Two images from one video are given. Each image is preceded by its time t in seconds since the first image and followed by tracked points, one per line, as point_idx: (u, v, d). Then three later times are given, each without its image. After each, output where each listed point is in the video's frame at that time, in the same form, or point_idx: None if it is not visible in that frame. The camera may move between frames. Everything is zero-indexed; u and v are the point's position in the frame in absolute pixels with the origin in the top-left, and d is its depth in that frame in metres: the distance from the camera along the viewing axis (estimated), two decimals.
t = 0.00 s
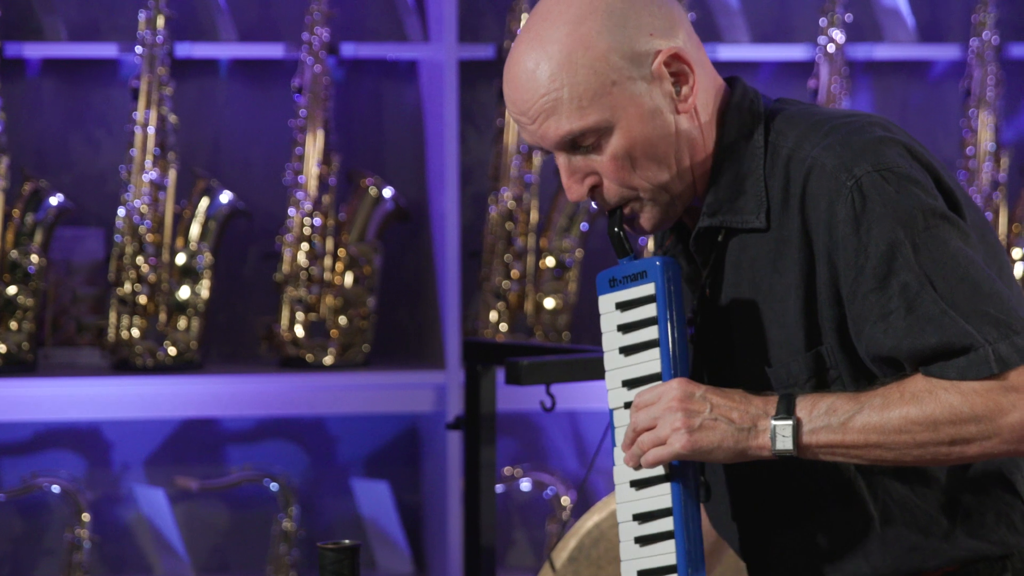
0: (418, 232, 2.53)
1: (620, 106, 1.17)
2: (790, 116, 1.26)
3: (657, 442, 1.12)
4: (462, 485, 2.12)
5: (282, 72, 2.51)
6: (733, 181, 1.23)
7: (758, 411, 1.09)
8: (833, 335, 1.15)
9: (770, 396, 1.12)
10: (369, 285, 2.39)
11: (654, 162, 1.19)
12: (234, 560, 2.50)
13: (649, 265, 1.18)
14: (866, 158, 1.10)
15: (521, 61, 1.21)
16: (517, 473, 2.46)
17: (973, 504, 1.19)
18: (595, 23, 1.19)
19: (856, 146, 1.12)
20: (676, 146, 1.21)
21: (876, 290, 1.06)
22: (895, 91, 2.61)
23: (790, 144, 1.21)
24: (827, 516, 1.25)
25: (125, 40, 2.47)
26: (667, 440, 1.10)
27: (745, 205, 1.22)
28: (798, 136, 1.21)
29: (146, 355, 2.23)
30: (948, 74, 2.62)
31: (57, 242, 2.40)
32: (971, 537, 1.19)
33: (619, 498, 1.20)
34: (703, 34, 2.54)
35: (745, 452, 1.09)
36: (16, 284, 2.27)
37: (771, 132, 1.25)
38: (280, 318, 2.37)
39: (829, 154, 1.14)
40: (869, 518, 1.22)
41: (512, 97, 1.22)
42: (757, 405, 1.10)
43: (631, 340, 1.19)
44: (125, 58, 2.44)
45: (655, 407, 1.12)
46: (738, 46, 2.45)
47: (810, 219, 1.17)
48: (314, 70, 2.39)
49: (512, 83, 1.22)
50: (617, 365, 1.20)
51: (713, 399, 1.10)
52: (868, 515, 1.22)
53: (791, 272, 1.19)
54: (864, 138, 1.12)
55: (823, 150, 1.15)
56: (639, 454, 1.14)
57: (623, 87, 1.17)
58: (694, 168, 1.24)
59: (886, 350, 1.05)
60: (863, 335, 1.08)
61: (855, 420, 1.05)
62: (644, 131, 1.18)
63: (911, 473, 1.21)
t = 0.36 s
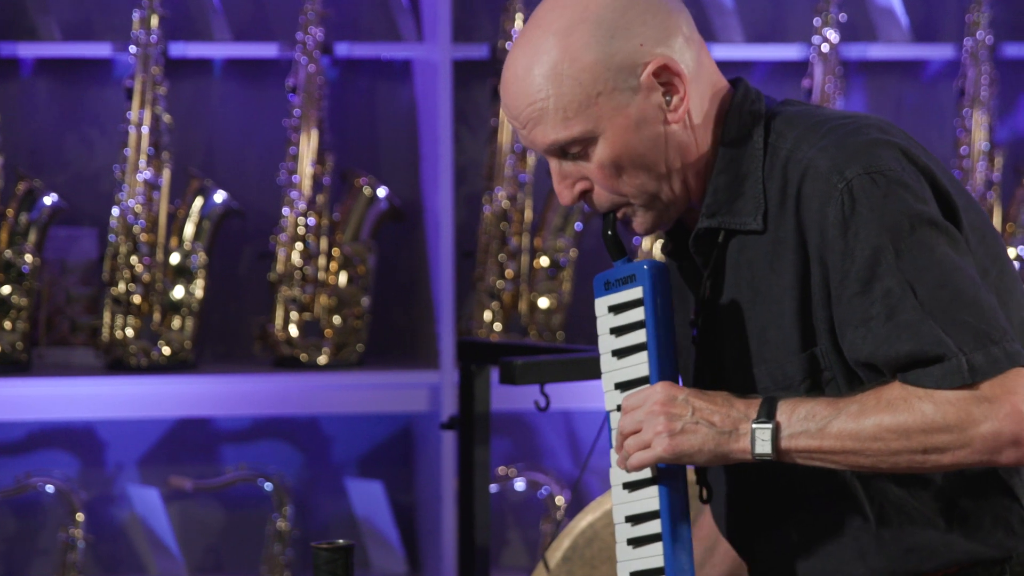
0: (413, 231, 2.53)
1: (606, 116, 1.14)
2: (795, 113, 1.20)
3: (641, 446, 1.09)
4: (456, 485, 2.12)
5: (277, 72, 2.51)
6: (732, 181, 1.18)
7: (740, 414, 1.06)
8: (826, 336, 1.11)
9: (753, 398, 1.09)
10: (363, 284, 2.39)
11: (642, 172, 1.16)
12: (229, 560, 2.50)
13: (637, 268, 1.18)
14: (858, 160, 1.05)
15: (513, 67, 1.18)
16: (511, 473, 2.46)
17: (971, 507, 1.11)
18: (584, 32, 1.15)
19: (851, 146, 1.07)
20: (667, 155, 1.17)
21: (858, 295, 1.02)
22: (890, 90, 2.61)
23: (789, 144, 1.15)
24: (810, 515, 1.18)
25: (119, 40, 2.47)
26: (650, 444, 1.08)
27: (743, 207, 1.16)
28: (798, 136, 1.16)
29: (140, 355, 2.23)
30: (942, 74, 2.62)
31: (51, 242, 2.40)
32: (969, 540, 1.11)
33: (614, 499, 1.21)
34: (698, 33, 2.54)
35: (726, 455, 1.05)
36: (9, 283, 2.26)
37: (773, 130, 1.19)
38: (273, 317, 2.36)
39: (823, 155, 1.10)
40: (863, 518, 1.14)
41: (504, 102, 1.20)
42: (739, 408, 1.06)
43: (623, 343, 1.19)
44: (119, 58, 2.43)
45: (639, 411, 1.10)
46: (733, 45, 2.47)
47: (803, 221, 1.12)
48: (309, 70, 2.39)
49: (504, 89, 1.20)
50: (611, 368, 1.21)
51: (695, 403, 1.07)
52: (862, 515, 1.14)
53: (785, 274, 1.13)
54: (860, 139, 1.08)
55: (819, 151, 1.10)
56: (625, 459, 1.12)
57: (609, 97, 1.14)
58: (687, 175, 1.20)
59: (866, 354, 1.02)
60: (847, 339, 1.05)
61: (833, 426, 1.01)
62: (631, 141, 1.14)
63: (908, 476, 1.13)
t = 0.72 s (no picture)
0: (411, 231, 2.53)
1: (593, 122, 1.14)
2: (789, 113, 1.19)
3: (626, 450, 1.10)
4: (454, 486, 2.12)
5: (275, 72, 2.51)
6: (724, 185, 1.17)
7: (723, 418, 1.06)
8: (815, 339, 1.10)
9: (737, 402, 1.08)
10: (361, 284, 2.39)
11: (630, 178, 1.16)
12: (227, 559, 2.50)
13: (623, 272, 1.19)
14: (845, 162, 1.04)
15: (502, 70, 1.19)
16: (509, 473, 2.46)
17: (964, 507, 1.09)
18: (572, 37, 1.15)
19: (839, 148, 1.06)
20: (655, 161, 1.17)
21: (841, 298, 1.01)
22: (888, 90, 2.61)
23: (780, 146, 1.14)
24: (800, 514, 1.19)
25: (117, 40, 2.47)
26: (634, 447, 1.09)
27: (735, 209, 1.16)
28: (789, 137, 1.14)
29: (139, 355, 2.23)
30: (939, 74, 2.62)
31: (48, 242, 2.40)
32: (960, 542, 1.09)
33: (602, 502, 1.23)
34: (696, 33, 2.54)
35: (709, 459, 1.05)
36: (7, 283, 2.26)
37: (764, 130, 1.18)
38: (272, 317, 2.37)
39: (812, 157, 1.08)
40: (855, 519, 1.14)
41: (493, 104, 1.20)
42: (722, 412, 1.06)
43: (611, 346, 1.20)
44: (117, 58, 2.43)
45: (625, 415, 1.11)
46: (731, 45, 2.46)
47: (793, 222, 1.11)
48: (306, 70, 2.39)
49: (495, 92, 1.20)
50: (600, 371, 1.21)
51: (678, 407, 1.08)
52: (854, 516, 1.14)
53: (775, 275, 1.13)
54: (848, 141, 1.06)
55: (807, 153, 1.09)
56: (611, 463, 1.13)
57: (597, 103, 1.14)
58: (676, 182, 1.20)
59: (846, 358, 1.01)
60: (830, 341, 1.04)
61: (812, 430, 1.01)
62: (618, 147, 1.14)
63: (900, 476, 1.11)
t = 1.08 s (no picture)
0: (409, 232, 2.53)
1: (575, 119, 1.20)
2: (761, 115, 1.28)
3: (609, 446, 1.16)
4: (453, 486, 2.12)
5: (273, 72, 2.52)
6: (702, 183, 1.25)
7: (705, 414, 1.12)
8: (797, 335, 1.18)
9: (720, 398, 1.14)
10: (359, 284, 2.39)
11: (610, 173, 1.22)
12: (224, 559, 2.50)
13: (604, 270, 1.24)
14: (827, 159, 1.11)
15: (485, 68, 1.24)
16: (508, 473, 2.48)
17: (943, 501, 1.19)
18: (555, 36, 1.21)
19: (819, 147, 1.13)
20: (634, 158, 1.23)
21: (825, 294, 1.08)
22: (887, 91, 2.61)
23: (759, 145, 1.23)
24: (785, 511, 1.29)
25: (115, 40, 2.47)
26: (618, 444, 1.15)
27: (714, 207, 1.24)
28: (768, 136, 1.23)
29: (136, 355, 2.22)
30: (938, 74, 2.62)
31: (47, 242, 2.40)
32: (941, 534, 1.19)
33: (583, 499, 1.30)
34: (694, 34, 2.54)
35: (693, 454, 1.11)
36: (6, 284, 2.26)
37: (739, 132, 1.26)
38: (270, 318, 2.37)
39: (792, 155, 1.16)
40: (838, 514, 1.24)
41: (475, 102, 1.26)
42: (705, 408, 1.12)
43: (591, 343, 1.25)
44: (116, 58, 2.44)
45: (608, 412, 1.17)
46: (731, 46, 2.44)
47: (774, 219, 1.19)
48: (305, 70, 2.39)
49: (477, 89, 1.25)
50: (579, 367, 1.27)
51: (661, 403, 1.13)
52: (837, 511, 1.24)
53: (758, 272, 1.21)
54: (828, 139, 1.14)
55: (788, 150, 1.17)
56: (595, 458, 1.18)
57: (578, 101, 1.20)
58: (655, 178, 1.26)
59: (832, 352, 1.07)
60: (814, 337, 1.10)
61: (797, 426, 1.07)
62: (599, 143, 1.20)
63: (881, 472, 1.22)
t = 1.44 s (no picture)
0: (405, 232, 2.53)
1: (551, 119, 1.19)
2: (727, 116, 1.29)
3: (588, 443, 1.16)
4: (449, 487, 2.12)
5: (269, 72, 2.51)
6: (674, 183, 1.26)
7: (685, 411, 1.13)
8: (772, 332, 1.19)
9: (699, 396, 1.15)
10: (355, 285, 2.38)
11: (585, 172, 1.22)
12: (220, 559, 2.50)
13: (579, 269, 1.25)
14: (802, 158, 1.13)
15: (459, 67, 1.22)
16: (504, 474, 2.45)
17: (917, 496, 1.22)
18: (531, 36, 1.21)
19: (794, 146, 1.15)
20: (608, 157, 1.23)
21: (805, 292, 1.10)
22: (882, 91, 2.61)
23: (730, 146, 1.25)
24: (766, 509, 1.29)
25: (111, 40, 2.47)
26: (597, 441, 1.15)
27: (686, 207, 1.25)
28: (738, 137, 1.25)
29: (132, 356, 2.23)
30: (934, 74, 2.62)
31: (43, 243, 2.40)
32: (914, 528, 1.23)
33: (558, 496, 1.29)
34: (689, 34, 2.55)
35: (673, 451, 1.12)
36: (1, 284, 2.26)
37: (708, 132, 1.28)
38: (266, 318, 2.36)
39: (766, 154, 1.18)
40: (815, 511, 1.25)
41: (447, 102, 1.24)
42: (684, 406, 1.13)
43: (565, 342, 1.26)
44: (111, 58, 2.44)
45: (586, 410, 1.17)
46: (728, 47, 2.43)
47: (748, 219, 1.21)
48: (301, 70, 2.39)
49: (450, 88, 1.24)
50: (552, 367, 1.27)
51: (640, 401, 1.14)
52: (814, 508, 1.25)
53: (732, 272, 1.22)
54: (802, 139, 1.16)
55: (761, 151, 1.19)
56: (572, 456, 1.19)
57: (553, 101, 1.20)
58: (627, 177, 1.27)
59: (812, 350, 1.09)
60: (793, 335, 1.12)
61: (778, 422, 1.09)
62: (574, 143, 1.20)
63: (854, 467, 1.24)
